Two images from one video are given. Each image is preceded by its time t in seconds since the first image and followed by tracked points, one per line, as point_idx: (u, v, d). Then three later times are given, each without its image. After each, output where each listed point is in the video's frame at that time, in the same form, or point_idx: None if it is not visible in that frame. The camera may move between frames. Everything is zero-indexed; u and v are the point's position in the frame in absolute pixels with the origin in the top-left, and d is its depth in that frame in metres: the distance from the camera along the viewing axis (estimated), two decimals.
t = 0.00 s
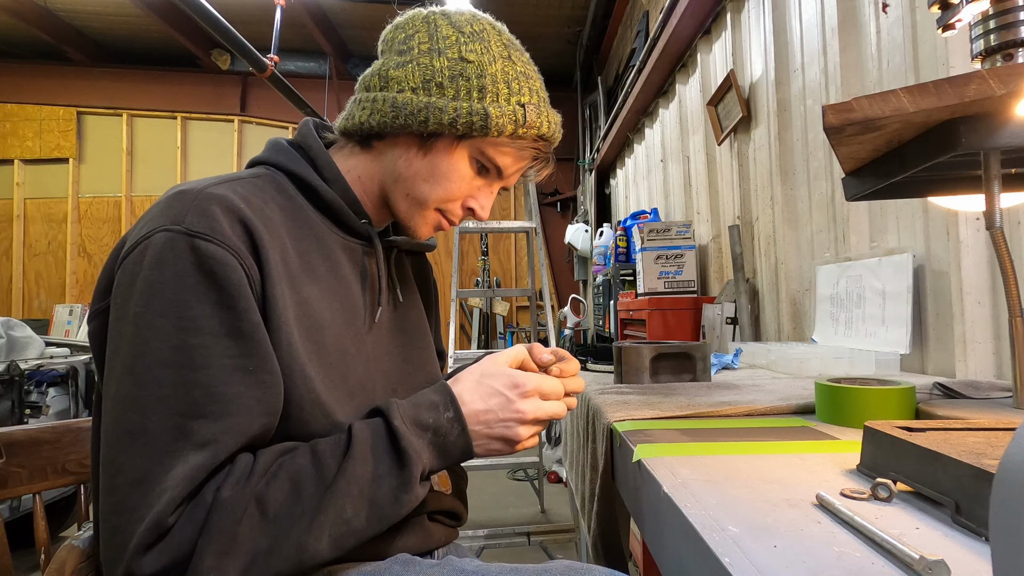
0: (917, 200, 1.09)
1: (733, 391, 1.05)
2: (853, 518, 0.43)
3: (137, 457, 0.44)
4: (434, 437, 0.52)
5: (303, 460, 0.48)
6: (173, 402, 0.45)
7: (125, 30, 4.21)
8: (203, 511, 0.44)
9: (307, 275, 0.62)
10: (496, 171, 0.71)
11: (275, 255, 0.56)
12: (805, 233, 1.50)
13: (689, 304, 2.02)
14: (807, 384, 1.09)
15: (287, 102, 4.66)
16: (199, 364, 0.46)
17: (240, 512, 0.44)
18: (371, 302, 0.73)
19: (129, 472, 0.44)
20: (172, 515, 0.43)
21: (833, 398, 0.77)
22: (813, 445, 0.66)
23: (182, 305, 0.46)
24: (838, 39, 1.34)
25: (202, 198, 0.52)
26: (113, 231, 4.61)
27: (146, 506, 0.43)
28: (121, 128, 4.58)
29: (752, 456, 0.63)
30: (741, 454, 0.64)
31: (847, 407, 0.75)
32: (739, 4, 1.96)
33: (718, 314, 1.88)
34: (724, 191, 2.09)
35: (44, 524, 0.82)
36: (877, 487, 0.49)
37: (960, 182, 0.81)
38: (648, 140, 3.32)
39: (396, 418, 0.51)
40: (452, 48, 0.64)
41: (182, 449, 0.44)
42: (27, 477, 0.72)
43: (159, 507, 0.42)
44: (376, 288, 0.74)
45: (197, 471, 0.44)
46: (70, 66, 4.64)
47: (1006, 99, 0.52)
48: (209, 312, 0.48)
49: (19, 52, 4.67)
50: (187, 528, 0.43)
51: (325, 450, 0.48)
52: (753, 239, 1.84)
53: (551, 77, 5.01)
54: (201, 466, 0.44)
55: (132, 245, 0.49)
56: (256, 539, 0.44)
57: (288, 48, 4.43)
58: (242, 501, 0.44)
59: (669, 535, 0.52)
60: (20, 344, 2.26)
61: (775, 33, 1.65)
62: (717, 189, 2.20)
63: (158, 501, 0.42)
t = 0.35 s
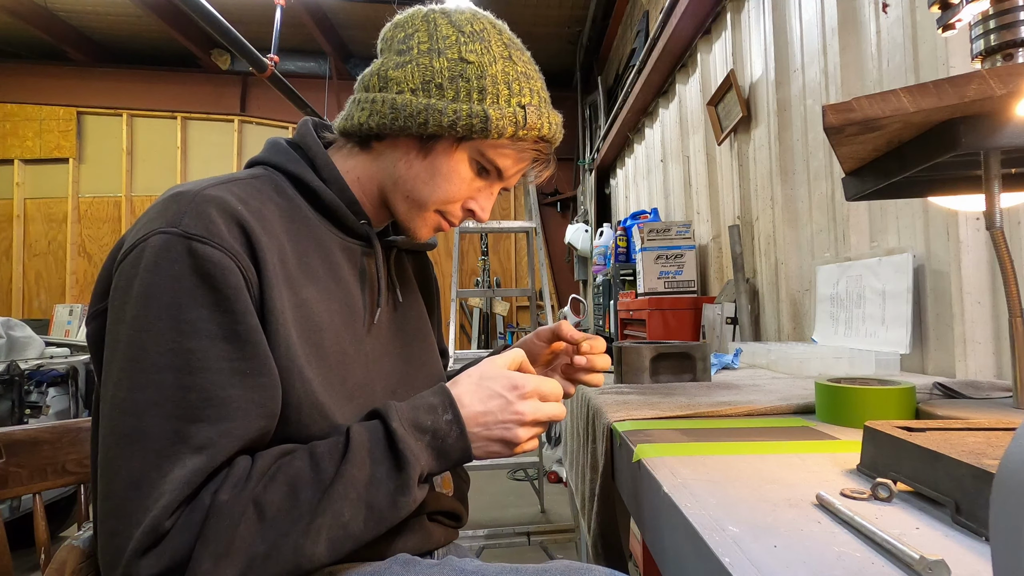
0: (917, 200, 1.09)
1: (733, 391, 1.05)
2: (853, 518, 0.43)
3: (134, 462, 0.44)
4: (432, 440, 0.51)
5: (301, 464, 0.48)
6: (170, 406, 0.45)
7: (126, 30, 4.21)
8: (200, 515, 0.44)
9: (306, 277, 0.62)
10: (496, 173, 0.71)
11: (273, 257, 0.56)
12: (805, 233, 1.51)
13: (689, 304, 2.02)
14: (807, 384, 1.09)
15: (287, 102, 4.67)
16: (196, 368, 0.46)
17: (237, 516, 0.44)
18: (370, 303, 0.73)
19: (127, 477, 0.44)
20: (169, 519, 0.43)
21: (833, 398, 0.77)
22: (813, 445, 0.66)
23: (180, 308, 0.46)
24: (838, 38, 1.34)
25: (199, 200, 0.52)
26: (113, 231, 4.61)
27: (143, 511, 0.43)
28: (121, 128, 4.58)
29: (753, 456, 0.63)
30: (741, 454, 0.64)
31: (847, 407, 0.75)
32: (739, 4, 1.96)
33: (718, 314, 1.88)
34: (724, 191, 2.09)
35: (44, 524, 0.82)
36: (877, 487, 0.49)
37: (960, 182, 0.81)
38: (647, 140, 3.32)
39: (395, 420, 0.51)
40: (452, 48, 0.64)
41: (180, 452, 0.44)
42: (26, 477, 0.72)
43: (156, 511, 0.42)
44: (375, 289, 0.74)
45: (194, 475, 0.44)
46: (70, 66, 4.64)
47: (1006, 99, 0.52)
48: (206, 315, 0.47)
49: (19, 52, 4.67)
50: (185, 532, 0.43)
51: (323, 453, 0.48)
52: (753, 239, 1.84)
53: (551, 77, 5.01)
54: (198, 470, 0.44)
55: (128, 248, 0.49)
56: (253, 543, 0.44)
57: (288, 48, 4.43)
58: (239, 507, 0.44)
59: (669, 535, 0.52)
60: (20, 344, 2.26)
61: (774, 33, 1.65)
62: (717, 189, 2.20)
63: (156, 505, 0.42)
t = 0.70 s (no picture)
0: (917, 200, 1.09)
1: (733, 391, 1.05)
2: (853, 518, 0.43)
3: (133, 463, 0.44)
4: (433, 444, 0.52)
5: (301, 467, 0.48)
6: (169, 408, 0.45)
7: (125, 30, 4.21)
8: (198, 518, 0.44)
9: (307, 278, 0.62)
10: (500, 170, 0.71)
11: (274, 258, 0.56)
12: (805, 233, 1.51)
13: (689, 305, 2.02)
14: (807, 384, 1.09)
15: (287, 102, 4.67)
16: (196, 370, 0.46)
17: (234, 519, 0.43)
18: (371, 304, 0.73)
19: (127, 478, 0.44)
20: (167, 521, 0.43)
21: (833, 398, 0.77)
22: (813, 445, 0.66)
23: (181, 309, 0.46)
24: (838, 39, 1.34)
25: (200, 201, 0.52)
26: (113, 231, 4.61)
27: (142, 512, 0.43)
28: (121, 128, 4.58)
29: (753, 456, 0.63)
30: (741, 454, 0.64)
31: (848, 407, 0.75)
32: (739, 4, 1.96)
33: (718, 314, 1.88)
34: (724, 191, 2.09)
35: (44, 524, 0.82)
36: (877, 487, 0.49)
37: (960, 182, 0.81)
38: (647, 140, 3.32)
39: (395, 423, 0.51)
40: (450, 47, 0.63)
41: (178, 454, 0.44)
42: (27, 477, 0.72)
43: (154, 513, 0.42)
44: (377, 290, 0.74)
45: (192, 477, 0.44)
46: (70, 66, 4.64)
47: (1007, 99, 0.52)
48: (207, 316, 0.47)
49: (19, 52, 4.67)
50: (183, 534, 0.43)
51: (323, 456, 0.48)
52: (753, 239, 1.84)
53: (551, 77, 5.01)
54: (196, 473, 0.44)
55: (129, 249, 0.49)
56: (251, 547, 0.44)
57: (288, 48, 4.43)
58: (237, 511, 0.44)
59: (669, 535, 0.52)
60: (20, 344, 2.26)
61: (774, 33, 1.65)
62: (717, 189, 2.20)
63: (154, 506, 0.43)
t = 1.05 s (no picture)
0: (917, 200, 1.09)
1: (733, 391, 1.05)
2: (853, 518, 0.43)
3: (131, 465, 0.44)
4: (442, 472, 0.53)
5: (304, 487, 0.47)
6: (165, 411, 0.45)
7: (125, 30, 4.21)
8: (197, 530, 0.44)
9: (307, 279, 0.62)
10: (501, 163, 0.70)
11: (274, 259, 0.56)
12: (805, 233, 1.51)
13: (689, 304, 2.02)
14: (806, 384, 1.09)
15: (287, 102, 4.67)
16: (193, 372, 0.46)
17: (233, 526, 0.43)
18: (372, 305, 0.73)
19: (124, 481, 0.44)
20: (165, 529, 0.43)
21: (833, 398, 0.77)
22: (813, 445, 0.66)
23: (180, 312, 0.46)
24: (838, 38, 1.34)
25: (200, 203, 0.52)
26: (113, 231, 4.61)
27: (138, 519, 0.43)
28: (121, 128, 4.58)
29: (753, 456, 0.63)
30: (741, 454, 0.64)
31: (847, 408, 0.75)
32: (739, 4, 1.97)
33: (718, 314, 1.88)
34: (724, 191, 2.09)
35: (44, 524, 0.82)
36: (877, 487, 0.49)
37: (960, 182, 0.81)
38: (647, 140, 3.32)
39: (405, 460, 0.50)
40: (442, 41, 0.63)
41: (171, 459, 0.44)
42: (26, 477, 0.72)
43: (150, 521, 0.42)
44: (377, 291, 0.74)
45: (187, 482, 0.43)
46: (70, 66, 4.65)
47: (1006, 99, 0.52)
48: (206, 319, 0.47)
49: (19, 52, 4.68)
50: (179, 541, 0.43)
51: (327, 478, 0.48)
52: (753, 239, 1.84)
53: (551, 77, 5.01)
54: (192, 477, 0.44)
55: (129, 249, 0.49)
56: (250, 564, 0.43)
57: (289, 48, 4.43)
58: (233, 519, 0.44)
59: (669, 536, 0.52)
60: (20, 344, 2.26)
61: (774, 32, 1.65)
62: (717, 189, 2.20)
63: (150, 513, 0.42)
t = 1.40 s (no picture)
0: (917, 200, 1.09)
1: (733, 391, 1.05)
2: (853, 518, 0.43)
3: (131, 468, 0.44)
4: (434, 459, 0.51)
5: (300, 480, 0.47)
6: (167, 414, 0.45)
7: (125, 30, 4.21)
8: (194, 529, 0.44)
9: (310, 281, 0.62)
10: (497, 127, 0.69)
11: (276, 262, 0.56)
12: (805, 233, 1.51)
13: (689, 304, 2.02)
14: (806, 384, 1.09)
15: (287, 102, 4.67)
16: (194, 376, 0.46)
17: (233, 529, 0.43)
18: (376, 307, 0.73)
19: (124, 483, 0.44)
20: (163, 530, 0.43)
21: (833, 398, 0.77)
22: (814, 445, 0.66)
23: (182, 315, 0.46)
24: (838, 39, 1.34)
25: (202, 205, 0.52)
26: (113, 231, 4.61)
27: (138, 520, 0.43)
28: (121, 128, 4.58)
29: (753, 456, 0.63)
30: (741, 454, 0.64)
31: (847, 407, 0.75)
32: (739, 4, 1.96)
33: (718, 314, 1.88)
34: (724, 191, 2.09)
35: (44, 524, 0.82)
36: (877, 487, 0.49)
37: (960, 182, 0.81)
38: (647, 140, 3.32)
39: (394, 441, 0.50)
40: (415, 17, 0.63)
41: (173, 462, 0.44)
42: (27, 477, 0.72)
43: (148, 523, 0.42)
44: (381, 293, 0.74)
45: (187, 486, 0.43)
46: (70, 66, 4.65)
47: (1007, 99, 0.52)
48: (208, 323, 0.47)
49: (19, 52, 4.67)
50: (179, 543, 0.43)
51: (322, 469, 0.48)
52: (753, 239, 1.84)
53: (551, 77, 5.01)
54: (192, 480, 0.43)
55: (131, 251, 0.49)
56: (247, 559, 0.44)
57: (288, 48, 4.43)
58: (232, 519, 0.44)
59: (668, 536, 0.52)
60: (20, 344, 2.26)
61: (774, 32, 1.65)
62: (717, 189, 2.20)
63: (148, 515, 0.42)
